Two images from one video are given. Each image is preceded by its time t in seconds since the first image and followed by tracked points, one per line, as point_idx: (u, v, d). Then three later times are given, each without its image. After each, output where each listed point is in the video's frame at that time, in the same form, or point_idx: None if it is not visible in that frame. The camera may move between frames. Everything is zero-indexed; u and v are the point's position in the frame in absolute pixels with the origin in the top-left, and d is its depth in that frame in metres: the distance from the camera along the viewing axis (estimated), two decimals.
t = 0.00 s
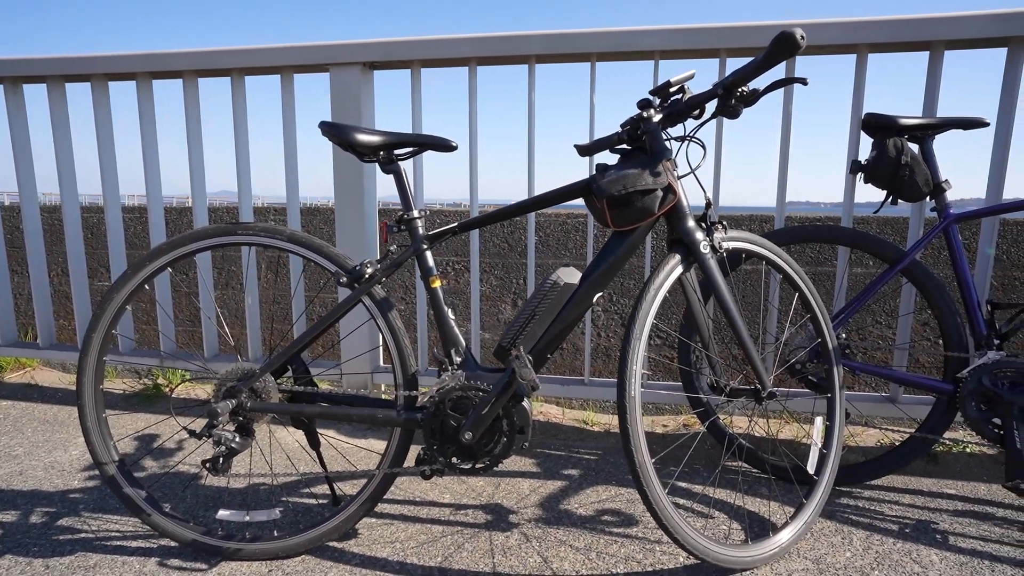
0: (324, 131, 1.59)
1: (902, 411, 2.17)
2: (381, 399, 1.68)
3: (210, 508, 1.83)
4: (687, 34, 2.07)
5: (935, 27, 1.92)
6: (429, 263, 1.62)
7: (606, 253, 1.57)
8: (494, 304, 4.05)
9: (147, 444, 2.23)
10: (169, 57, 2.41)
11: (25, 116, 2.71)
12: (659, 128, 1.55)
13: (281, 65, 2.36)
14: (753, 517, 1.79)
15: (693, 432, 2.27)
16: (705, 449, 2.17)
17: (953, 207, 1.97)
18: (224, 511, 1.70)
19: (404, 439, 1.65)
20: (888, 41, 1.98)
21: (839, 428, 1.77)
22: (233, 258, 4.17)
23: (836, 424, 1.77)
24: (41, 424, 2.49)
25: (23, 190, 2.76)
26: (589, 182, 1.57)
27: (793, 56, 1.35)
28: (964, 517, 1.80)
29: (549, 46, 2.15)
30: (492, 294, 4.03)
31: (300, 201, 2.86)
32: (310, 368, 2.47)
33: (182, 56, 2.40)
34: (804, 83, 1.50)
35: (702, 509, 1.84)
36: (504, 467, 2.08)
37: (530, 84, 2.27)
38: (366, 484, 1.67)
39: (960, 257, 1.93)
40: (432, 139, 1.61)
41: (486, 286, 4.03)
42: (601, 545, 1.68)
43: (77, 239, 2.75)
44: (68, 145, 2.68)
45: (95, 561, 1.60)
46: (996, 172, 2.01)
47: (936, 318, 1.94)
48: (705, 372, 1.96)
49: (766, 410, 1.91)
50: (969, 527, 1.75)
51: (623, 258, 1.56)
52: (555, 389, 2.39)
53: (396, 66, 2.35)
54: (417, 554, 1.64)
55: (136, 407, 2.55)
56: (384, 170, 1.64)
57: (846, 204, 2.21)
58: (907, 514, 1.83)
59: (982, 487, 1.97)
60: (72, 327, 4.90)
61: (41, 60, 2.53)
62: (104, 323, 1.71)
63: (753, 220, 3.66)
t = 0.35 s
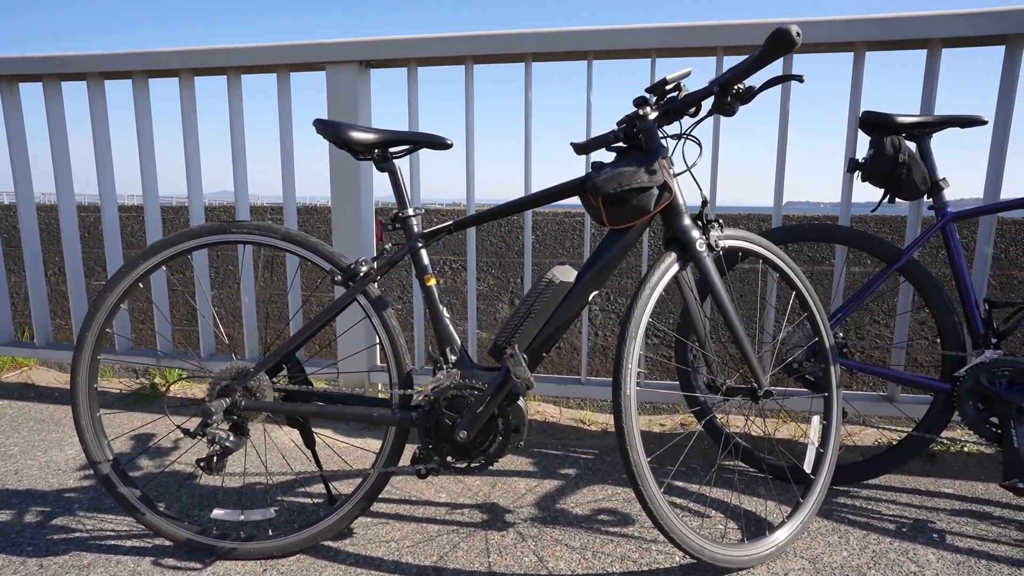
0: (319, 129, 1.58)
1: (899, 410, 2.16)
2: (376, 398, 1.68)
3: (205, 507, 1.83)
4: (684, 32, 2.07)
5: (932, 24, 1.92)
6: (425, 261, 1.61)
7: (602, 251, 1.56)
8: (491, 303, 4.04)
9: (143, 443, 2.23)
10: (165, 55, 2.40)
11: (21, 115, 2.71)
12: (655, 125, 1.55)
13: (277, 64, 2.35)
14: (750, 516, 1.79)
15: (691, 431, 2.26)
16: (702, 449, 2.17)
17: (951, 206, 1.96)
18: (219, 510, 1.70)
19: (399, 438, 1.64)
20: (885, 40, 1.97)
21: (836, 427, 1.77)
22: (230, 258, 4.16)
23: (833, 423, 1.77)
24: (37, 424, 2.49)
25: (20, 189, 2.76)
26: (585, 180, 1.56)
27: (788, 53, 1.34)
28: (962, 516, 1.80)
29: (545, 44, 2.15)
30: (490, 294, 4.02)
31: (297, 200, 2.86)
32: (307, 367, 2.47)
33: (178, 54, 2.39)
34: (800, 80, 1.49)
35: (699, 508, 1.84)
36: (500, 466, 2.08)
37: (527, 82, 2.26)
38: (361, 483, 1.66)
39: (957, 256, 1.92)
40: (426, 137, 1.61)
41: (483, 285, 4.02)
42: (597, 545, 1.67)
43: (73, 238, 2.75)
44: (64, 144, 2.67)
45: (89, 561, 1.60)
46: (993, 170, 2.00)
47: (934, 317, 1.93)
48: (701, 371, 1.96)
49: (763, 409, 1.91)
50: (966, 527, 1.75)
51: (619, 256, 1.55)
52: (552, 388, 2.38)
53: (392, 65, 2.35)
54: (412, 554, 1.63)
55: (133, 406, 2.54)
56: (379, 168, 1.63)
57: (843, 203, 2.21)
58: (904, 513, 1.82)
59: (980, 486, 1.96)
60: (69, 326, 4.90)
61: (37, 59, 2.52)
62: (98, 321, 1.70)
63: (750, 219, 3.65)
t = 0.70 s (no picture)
0: (319, 129, 1.59)
1: (897, 409, 2.17)
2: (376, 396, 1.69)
3: (206, 505, 1.84)
4: (682, 32, 2.08)
5: (929, 25, 1.93)
6: (424, 260, 1.62)
7: (601, 250, 1.57)
8: (490, 302, 4.05)
9: (144, 442, 2.24)
10: (166, 56, 2.41)
11: (22, 114, 2.72)
12: (653, 126, 1.56)
13: (277, 64, 2.36)
14: (747, 514, 1.80)
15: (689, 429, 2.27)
16: (700, 447, 2.18)
17: (947, 205, 1.97)
18: (220, 508, 1.71)
19: (399, 436, 1.65)
20: (883, 40, 1.98)
21: (834, 425, 1.78)
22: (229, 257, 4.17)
23: (831, 421, 1.78)
24: (38, 422, 2.50)
25: (21, 188, 2.77)
26: (584, 179, 1.58)
27: (786, 54, 1.35)
28: (959, 514, 1.81)
29: (544, 45, 2.16)
30: (489, 293, 4.03)
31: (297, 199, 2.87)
32: (307, 366, 2.48)
33: (179, 55, 2.40)
34: (797, 81, 1.50)
35: (697, 505, 1.85)
36: (499, 464, 2.09)
37: (526, 82, 2.27)
38: (361, 481, 1.67)
39: (954, 256, 1.94)
40: (426, 137, 1.62)
41: (482, 285, 4.03)
42: (595, 542, 1.68)
43: (74, 237, 2.76)
44: (65, 144, 2.68)
45: (91, 558, 1.61)
46: (990, 170, 2.01)
47: (931, 316, 1.94)
48: (700, 370, 1.97)
49: (761, 408, 1.92)
50: (963, 524, 1.76)
51: (618, 255, 1.57)
52: (551, 387, 2.39)
53: (392, 65, 2.36)
54: (412, 551, 1.64)
55: (134, 405, 2.56)
56: (379, 168, 1.64)
57: (841, 202, 2.22)
58: (902, 511, 1.83)
59: (977, 484, 1.97)
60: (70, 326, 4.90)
61: (38, 59, 2.53)
62: (99, 320, 1.71)
63: (749, 219, 3.65)
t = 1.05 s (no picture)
0: (322, 132, 1.60)
1: (896, 410, 2.18)
2: (379, 396, 1.70)
3: (210, 505, 1.85)
4: (683, 35, 2.09)
5: (929, 27, 1.94)
6: (426, 261, 1.63)
7: (602, 251, 1.58)
8: (490, 303, 4.06)
9: (147, 442, 2.25)
10: (169, 58, 2.42)
11: (26, 116, 2.73)
12: (654, 128, 1.57)
13: (280, 66, 2.38)
14: (747, 514, 1.81)
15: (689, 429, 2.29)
16: (700, 447, 2.19)
17: (946, 206, 1.98)
18: (224, 508, 1.72)
19: (401, 436, 1.66)
20: (882, 43, 1.99)
21: (833, 425, 1.79)
22: (231, 258, 4.18)
23: (830, 421, 1.79)
24: (42, 422, 2.51)
25: (25, 190, 2.78)
26: (585, 181, 1.59)
27: (785, 57, 1.36)
28: (958, 514, 1.82)
29: (545, 47, 2.17)
30: (490, 294, 4.04)
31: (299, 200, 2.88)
32: (309, 367, 2.49)
33: (181, 57, 2.42)
34: (797, 84, 1.51)
35: (697, 505, 1.86)
36: (500, 464, 2.10)
37: (527, 84, 2.28)
38: (364, 481, 1.69)
39: (953, 257, 1.95)
40: (428, 139, 1.63)
41: (483, 285, 4.03)
42: (596, 542, 1.70)
43: (77, 238, 2.77)
44: (68, 146, 2.70)
45: (96, 557, 1.62)
46: (989, 171, 2.02)
47: (930, 317, 1.95)
48: (700, 370, 1.97)
49: (761, 408, 1.93)
50: (962, 524, 1.77)
51: (619, 256, 1.58)
52: (551, 388, 2.41)
53: (393, 67, 2.37)
54: (414, 550, 1.65)
55: (137, 406, 2.57)
56: (381, 170, 1.65)
57: (840, 204, 2.23)
58: (901, 511, 1.85)
59: (976, 484, 1.98)
60: (72, 327, 4.92)
61: (42, 62, 2.55)
62: (104, 321, 1.73)
63: (749, 220, 3.65)
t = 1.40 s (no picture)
0: (328, 132, 1.60)
1: (906, 413, 2.16)
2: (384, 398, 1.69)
3: (215, 506, 1.85)
4: (690, 34, 2.07)
5: (939, 26, 1.91)
6: (432, 262, 1.62)
7: (609, 252, 1.57)
8: (496, 304, 4.03)
9: (152, 442, 2.25)
10: (175, 58, 2.42)
11: (32, 117, 2.74)
12: (662, 128, 1.56)
13: (285, 66, 2.37)
14: (756, 518, 1.79)
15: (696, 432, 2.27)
16: (708, 450, 2.18)
17: (958, 207, 1.95)
18: (229, 509, 1.72)
19: (407, 438, 1.65)
20: (892, 41, 1.97)
21: (843, 428, 1.77)
22: (236, 258, 4.18)
23: (840, 424, 1.77)
24: (48, 422, 2.52)
25: (31, 190, 2.79)
26: (592, 181, 1.57)
27: (795, 56, 1.34)
28: (970, 519, 1.80)
29: (550, 47, 2.16)
30: (495, 295, 4.02)
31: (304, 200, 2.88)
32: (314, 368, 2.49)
33: (186, 57, 2.41)
34: (807, 83, 1.50)
35: (706, 509, 1.84)
36: (506, 466, 2.09)
37: (533, 84, 2.27)
38: (369, 483, 1.68)
39: (965, 258, 1.92)
40: (434, 139, 1.62)
41: (488, 286, 4.02)
42: (603, 545, 1.68)
43: (83, 239, 2.78)
44: (75, 146, 2.70)
45: (101, 558, 1.62)
46: (1001, 172, 2.00)
47: (941, 319, 1.93)
48: (708, 373, 1.95)
49: (769, 411, 1.91)
50: (974, 529, 1.74)
51: (626, 257, 1.56)
52: (557, 389, 2.39)
53: (399, 67, 2.36)
54: (419, 553, 1.64)
55: (142, 406, 2.57)
56: (387, 170, 1.64)
57: (850, 204, 2.21)
58: (912, 516, 1.82)
59: (988, 488, 1.96)
60: (78, 326, 4.93)
61: (49, 63, 2.55)
62: (110, 322, 1.72)
63: (755, 220, 3.62)
